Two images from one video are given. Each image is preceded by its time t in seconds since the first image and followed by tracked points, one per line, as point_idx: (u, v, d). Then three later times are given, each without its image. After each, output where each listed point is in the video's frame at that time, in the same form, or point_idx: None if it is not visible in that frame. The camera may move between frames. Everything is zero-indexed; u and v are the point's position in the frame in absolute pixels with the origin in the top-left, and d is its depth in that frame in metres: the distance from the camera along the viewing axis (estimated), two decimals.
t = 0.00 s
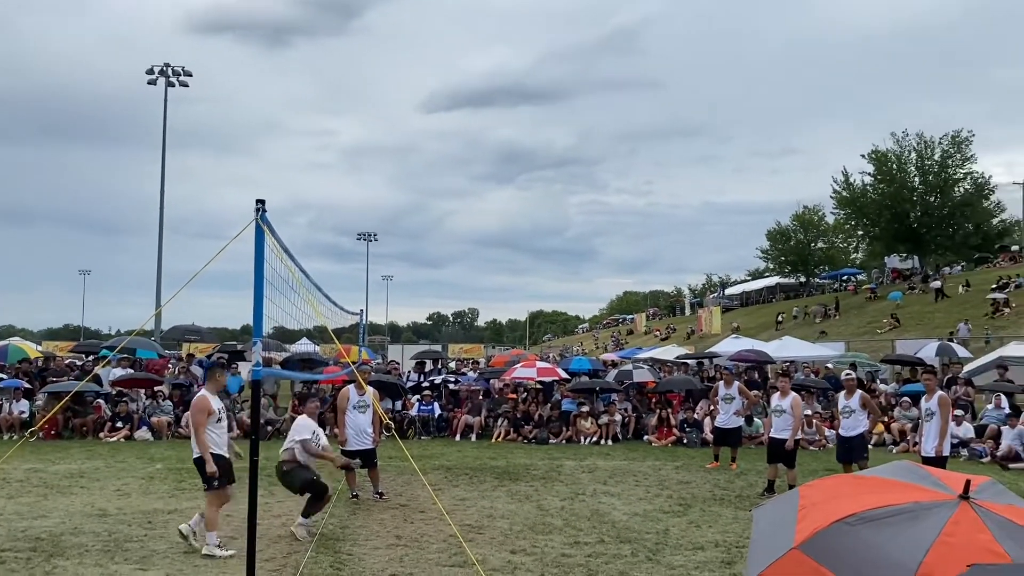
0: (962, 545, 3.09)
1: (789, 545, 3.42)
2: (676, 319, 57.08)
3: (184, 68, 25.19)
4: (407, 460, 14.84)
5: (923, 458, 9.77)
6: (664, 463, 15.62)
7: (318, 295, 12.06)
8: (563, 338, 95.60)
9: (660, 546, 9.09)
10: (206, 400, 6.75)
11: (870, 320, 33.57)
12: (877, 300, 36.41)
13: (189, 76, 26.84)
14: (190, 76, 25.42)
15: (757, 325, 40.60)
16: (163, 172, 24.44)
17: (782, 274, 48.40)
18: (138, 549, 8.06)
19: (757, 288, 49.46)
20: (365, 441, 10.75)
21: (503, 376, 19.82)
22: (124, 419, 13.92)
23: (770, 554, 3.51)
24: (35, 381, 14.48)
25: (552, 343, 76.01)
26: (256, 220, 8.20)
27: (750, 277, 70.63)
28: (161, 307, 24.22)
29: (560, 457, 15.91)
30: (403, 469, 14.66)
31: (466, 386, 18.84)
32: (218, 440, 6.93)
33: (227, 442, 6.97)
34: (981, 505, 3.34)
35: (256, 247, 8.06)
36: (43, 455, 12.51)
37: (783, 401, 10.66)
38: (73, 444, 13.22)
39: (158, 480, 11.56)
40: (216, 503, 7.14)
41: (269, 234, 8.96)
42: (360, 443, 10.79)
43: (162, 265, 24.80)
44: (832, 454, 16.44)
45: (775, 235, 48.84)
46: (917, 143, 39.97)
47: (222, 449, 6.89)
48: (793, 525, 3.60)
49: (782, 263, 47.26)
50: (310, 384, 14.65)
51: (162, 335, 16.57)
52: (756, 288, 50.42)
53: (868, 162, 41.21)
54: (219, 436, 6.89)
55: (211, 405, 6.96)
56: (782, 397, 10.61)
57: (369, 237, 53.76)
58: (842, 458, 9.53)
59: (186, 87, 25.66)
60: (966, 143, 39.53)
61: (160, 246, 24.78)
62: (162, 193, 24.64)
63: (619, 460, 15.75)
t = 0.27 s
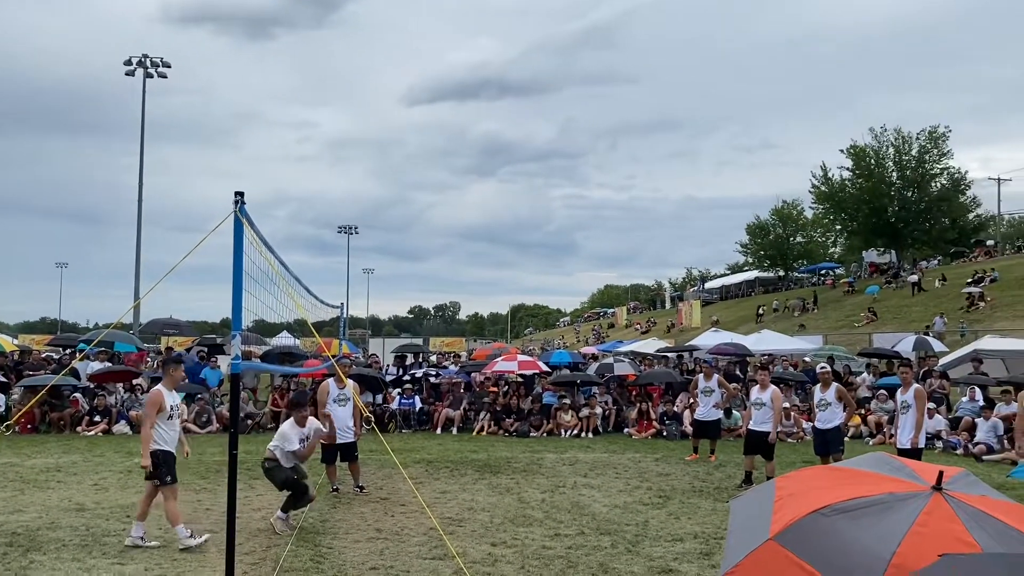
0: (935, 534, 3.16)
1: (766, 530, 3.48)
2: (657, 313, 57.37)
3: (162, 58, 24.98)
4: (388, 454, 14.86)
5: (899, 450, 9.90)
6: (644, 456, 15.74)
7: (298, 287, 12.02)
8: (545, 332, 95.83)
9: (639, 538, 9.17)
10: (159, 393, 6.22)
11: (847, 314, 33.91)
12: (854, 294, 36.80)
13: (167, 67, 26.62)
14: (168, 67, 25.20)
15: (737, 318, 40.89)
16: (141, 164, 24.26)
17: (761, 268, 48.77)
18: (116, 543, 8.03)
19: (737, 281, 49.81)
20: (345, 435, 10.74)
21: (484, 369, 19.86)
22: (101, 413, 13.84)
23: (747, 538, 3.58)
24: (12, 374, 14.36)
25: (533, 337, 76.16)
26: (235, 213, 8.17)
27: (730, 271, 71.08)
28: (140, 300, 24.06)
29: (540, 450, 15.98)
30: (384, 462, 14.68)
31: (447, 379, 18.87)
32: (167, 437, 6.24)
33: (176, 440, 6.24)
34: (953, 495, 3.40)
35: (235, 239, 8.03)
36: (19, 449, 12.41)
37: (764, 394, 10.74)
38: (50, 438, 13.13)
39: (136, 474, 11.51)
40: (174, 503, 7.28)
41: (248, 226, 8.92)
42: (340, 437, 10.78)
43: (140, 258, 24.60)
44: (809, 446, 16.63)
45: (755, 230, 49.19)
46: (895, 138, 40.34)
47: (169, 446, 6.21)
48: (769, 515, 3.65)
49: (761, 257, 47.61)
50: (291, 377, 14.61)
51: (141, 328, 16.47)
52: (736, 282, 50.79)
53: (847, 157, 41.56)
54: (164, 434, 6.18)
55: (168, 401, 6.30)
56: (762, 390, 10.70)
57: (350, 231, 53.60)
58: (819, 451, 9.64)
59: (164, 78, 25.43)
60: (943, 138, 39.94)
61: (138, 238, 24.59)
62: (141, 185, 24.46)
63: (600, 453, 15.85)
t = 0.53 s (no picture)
0: (909, 526, 3.23)
1: (744, 522, 3.52)
2: (638, 308, 57.58)
3: (140, 50, 24.72)
4: (369, 449, 14.85)
5: (876, 443, 10.03)
6: (624, 449, 15.83)
7: (278, 282, 11.98)
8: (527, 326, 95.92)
9: (619, 531, 9.24)
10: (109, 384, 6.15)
11: (826, 308, 34.20)
12: (833, 288, 37.15)
13: (144, 59, 26.34)
14: (145, 59, 24.94)
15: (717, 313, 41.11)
16: (118, 157, 24.02)
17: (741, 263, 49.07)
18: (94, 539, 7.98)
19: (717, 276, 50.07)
20: (325, 430, 10.72)
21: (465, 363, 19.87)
22: (79, 409, 13.73)
23: (725, 531, 3.62)
24: None
25: (515, 332, 76.21)
26: (214, 206, 8.14)
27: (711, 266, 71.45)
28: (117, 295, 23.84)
29: (521, 444, 16.03)
30: (364, 457, 14.68)
31: (428, 373, 18.87)
32: (116, 430, 6.21)
33: (125, 433, 6.20)
34: (927, 487, 3.50)
35: (213, 232, 7.99)
36: None
37: (743, 388, 10.85)
38: (26, 434, 13.01)
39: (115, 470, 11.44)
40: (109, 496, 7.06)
41: (227, 219, 8.89)
42: (321, 432, 10.75)
43: (117, 252, 24.36)
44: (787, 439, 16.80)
45: (735, 225, 49.47)
46: (873, 134, 40.67)
47: (117, 439, 6.19)
48: (747, 508, 3.68)
49: (742, 252, 47.90)
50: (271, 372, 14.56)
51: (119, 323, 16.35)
52: (716, 276, 51.08)
53: (826, 152, 41.86)
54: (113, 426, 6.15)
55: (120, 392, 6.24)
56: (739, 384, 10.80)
57: (331, 225, 53.31)
58: (799, 444, 9.75)
59: (141, 70, 25.18)
60: (921, 134, 40.32)
61: (115, 232, 24.34)
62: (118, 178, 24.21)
63: (580, 446, 15.92)
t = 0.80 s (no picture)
0: (886, 519, 3.29)
1: (725, 514, 3.57)
2: (620, 304, 57.81)
3: (118, 44, 24.52)
4: (350, 445, 14.83)
5: (855, 437, 10.14)
6: (605, 444, 15.91)
7: (258, 277, 11.93)
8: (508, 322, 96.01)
9: (601, 526, 9.29)
10: (48, 383, 5.95)
11: (805, 305, 34.49)
12: (812, 284, 37.47)
13: (122, 53, 26.12)
14: (123, 53, 24.71)
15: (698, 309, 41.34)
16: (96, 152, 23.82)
17: (722, 259, 49.37)
18: (72, 537, 7.93)
19: (698, 273, 50.38)
20: (306, 426, 10.67)
21: (447, 359, 19.89)
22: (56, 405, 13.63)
23: (706, 522, 3.67)
24: None
25: (497, 328, 76.30)
26: (193, 201, 8.09)
27: (691, 263, 71.87)
28: (95, 291, 23.64)
29: (503, 440, 16.07)
30: (346, 453, 14.65)
31: (410, 369, 18.87)
32: (60, 429, 5.99)
33: (66, 433, 5.97)
34: (905, 480, 3.58)
35: (193, 228, 7.94)
36: None
37: (717, 384, 10.95)
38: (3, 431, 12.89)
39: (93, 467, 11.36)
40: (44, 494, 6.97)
41: (207, 215, 8.83)
42: (302, 429, 10.70)
43: (95, 246, 24.18)
44: (767, 434, 16.94)
45: (716, 221, 49.77)
46: (852, 132, 41.01)
47: (60, 439, 5.99)
48: (726, 499, 3.73)
49: (722, 248, 48.22)
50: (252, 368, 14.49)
51: (97, 319, 16.22)
52: (697, 273, 51.35)
53: (806, 150, 42.19)
54: (52, 427, 5.92)
55: (60, 389, 5.98)
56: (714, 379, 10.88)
57: (312, 220, 53.16)
58: (781, 439, 9.82)
59: (120, 63, 24.93)
60: (899, 132, 40.70)
61: (93, 226, 24.13)
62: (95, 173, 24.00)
63: (562, 442, 15.99)
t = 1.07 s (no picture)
0: (865, 514, 3.33)
1: (707, 510, 3.59)
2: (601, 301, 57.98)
3: (96, 38, 24.27)
4: (331, 442, 14.77)
5: (834, 433, 10.24)
6: (587, 441, 15.95)
7: (239, 274, 11.85)
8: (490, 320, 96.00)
9: (583, 522, 9.32)
10: None
11: (785, 302, 34.76)
12: (792, 282, 37.77)
13: (100, 47, 25.84)
14: (101, 47, 24.44)
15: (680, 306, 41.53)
16: (73, 147, 23.56)
17: (703, 256, 49.65)
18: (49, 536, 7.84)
19: (679, 270, 50.64)
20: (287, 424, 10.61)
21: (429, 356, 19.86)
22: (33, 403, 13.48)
23: (688, 517, 3.69)
24: None
25: (478, 325, 76.26)
26: (172, 196, 8.03)
27: (672, 260, 72.20)
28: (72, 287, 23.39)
29: (485, 437, 16.06)
30: (326, 451, 14.59)
31: (391, 366, 18.83)
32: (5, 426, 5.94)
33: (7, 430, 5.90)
34: (884, 476, 3.62)
35: (172, 223, 7.87)
36: None
37: (690, 380, 11.01)
38: None
39: (71, 465, 11.24)
40: None
41: (187, 210, 8.77)
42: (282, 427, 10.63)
43: (72, 242, 23.92)
44: (747, 430, 17.06)
45: (696, 219, 50.03)
46: (831, 130, 41.36)
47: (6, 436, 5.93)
48: (707, 496, 3.75)
49: (703, 246, 48.50)
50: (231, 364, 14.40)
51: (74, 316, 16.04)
52: (678, 270, 51.58)
53: (786, 148, 42.50)
54: None
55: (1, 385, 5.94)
56: (687, 376, 10.98)
57: (292, 217, 52.79)
58: (764, 436, 9.89)
59: (98, 57, 24.66)
60: (878, 131, 41.09)
61: (70, 222, 23.86)
62: (72, 168, 23.74)
63: (544, 438, 16.02)
